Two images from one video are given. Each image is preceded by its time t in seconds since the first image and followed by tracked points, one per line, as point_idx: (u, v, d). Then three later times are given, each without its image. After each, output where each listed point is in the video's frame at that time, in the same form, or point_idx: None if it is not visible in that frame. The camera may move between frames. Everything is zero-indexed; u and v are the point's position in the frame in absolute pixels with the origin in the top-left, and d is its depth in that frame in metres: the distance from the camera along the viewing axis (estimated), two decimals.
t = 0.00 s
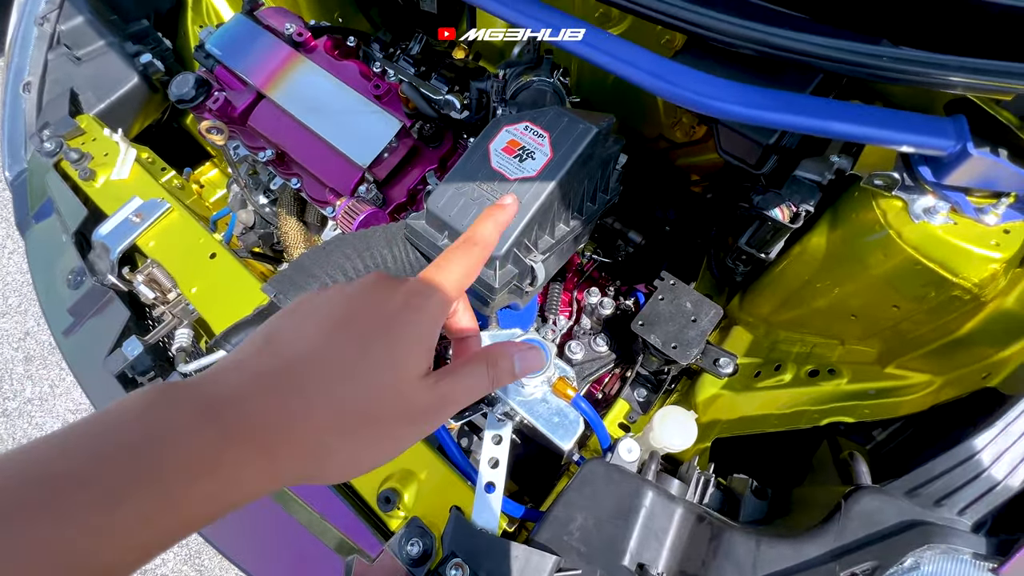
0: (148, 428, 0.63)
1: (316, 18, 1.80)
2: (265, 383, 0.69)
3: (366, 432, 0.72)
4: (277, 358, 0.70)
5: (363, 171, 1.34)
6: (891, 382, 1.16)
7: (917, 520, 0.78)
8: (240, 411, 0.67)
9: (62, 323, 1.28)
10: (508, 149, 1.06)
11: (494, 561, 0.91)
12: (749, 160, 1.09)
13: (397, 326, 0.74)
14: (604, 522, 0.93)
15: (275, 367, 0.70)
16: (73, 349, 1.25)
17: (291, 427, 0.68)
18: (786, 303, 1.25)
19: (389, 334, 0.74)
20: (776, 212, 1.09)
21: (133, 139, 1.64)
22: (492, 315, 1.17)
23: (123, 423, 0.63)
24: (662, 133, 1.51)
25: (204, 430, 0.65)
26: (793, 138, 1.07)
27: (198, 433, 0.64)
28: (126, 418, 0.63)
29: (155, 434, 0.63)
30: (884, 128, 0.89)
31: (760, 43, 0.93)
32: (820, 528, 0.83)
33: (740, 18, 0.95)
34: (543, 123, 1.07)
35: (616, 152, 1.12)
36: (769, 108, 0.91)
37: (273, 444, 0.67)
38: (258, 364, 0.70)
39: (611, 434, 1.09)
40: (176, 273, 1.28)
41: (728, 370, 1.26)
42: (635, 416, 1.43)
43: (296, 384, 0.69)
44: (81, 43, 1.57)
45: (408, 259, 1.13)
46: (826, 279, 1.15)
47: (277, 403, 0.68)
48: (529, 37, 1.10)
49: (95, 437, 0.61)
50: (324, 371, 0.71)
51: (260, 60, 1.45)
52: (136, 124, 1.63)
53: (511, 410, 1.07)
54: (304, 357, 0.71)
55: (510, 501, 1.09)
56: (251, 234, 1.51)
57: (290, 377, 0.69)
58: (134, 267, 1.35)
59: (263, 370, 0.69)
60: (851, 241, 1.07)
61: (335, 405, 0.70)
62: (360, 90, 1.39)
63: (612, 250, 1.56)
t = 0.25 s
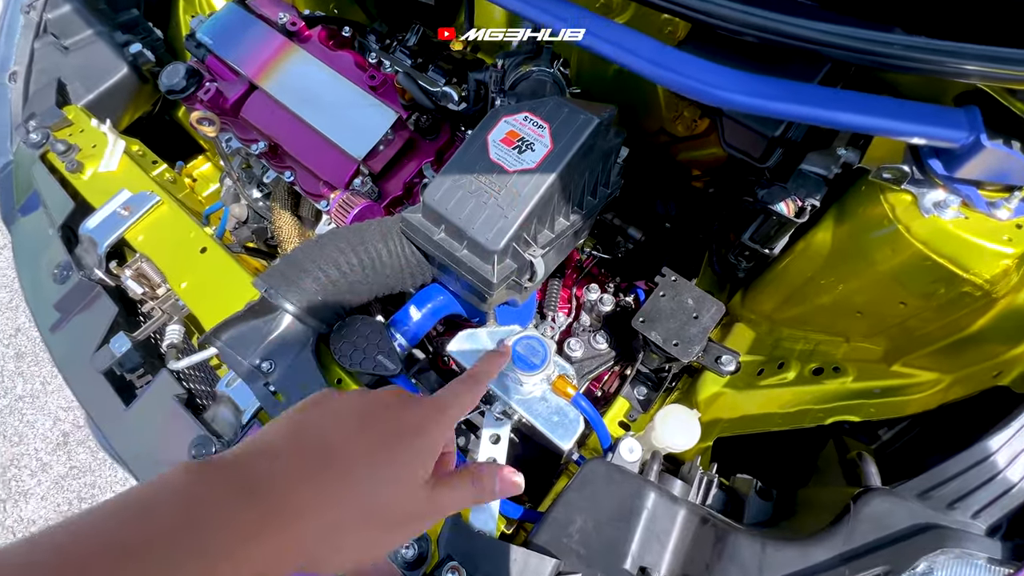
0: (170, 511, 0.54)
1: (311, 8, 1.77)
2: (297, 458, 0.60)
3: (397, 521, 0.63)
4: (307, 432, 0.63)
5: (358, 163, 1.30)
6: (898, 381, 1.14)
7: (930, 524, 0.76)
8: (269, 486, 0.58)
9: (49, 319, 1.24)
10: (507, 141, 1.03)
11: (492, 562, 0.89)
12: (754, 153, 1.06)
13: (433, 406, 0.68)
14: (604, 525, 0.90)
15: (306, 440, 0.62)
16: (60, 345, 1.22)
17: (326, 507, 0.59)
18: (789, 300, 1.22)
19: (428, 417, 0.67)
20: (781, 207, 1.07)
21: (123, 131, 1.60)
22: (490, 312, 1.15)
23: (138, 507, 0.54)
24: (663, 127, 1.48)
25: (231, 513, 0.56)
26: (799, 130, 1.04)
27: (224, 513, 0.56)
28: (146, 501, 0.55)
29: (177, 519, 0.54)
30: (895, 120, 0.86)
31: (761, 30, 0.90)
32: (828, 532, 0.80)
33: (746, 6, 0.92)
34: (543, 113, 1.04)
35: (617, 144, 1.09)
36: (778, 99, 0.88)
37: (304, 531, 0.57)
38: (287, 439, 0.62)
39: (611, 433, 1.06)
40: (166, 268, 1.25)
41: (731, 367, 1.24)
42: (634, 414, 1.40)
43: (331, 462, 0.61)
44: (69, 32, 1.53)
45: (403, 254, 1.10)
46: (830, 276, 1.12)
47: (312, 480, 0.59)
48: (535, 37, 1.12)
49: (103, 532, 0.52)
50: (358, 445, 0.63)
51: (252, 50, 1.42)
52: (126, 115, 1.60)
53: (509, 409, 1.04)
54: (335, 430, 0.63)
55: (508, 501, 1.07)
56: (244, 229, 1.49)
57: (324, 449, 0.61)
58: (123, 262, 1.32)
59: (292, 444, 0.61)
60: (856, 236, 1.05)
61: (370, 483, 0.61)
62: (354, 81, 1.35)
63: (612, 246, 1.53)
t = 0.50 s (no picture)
0: (149, 552, 0.48)
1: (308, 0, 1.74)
2: (276, 501, 0.56)
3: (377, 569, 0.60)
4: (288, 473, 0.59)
5: (355, 156, 1.28)
6: (904, 376, 1.13)
7: (939, 521, 0.75)
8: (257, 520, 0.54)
9: (40, 314, 1.22)
10: (508, 131, 1.01)
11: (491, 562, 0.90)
12: (758, 146, 1.04)
13: (412, 456, 0.67)
14: (607, 522, 0.88)
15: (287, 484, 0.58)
16: (51, 341, 1.20)
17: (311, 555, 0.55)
18: (791, 296, 1.21)
19: (408, 465, 0.65)
20: (785, 199, 1.03)
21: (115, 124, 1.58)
22: (490, 307, 1.14)
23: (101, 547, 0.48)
24: (664, 121, 1.47)
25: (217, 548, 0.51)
26: (806, 123, 1.01)
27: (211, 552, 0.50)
28: (117, 538, 0.49)
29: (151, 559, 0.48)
30: (904, 110, 0.84)
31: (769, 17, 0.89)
32: (834, 529, 0.78)
33: None
34: (545, 103, 1.02)
35: (620, 136, 1.07)
36: (785, 89, 0.86)
37: None
38: (267, 478, 0.58)
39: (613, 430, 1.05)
40: (159, 261, 1.23)
41: (733, 364, 1.23)
42: (635, 411, 1.38)
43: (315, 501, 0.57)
44: (60, 22, 1.51)
45: (401, 247, 1.09)
46: (833, 271, 1.11)
47: (293, 523, 0.55)
48: (536, 37, 1.11)
49: (70, 573, 0.46)
50: (340, 488, 0.60)
51: (247, 40, 1.39)
52: (119, 107, 1.57)
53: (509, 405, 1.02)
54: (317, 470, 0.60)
55: (508, 499, 1.04)
56: (240, 223, 1.45)
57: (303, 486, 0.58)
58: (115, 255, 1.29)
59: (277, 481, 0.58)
60: (860, 230, 1.03)
61: (352, 531, 0.58)
62: (351, 72, 1.33)
63: (611, 242, 1.51)
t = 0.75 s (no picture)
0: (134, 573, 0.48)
1: None
2: (271, 522, 0.55)
3: None
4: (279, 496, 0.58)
5: (356, 150, 1.26)
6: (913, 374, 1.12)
7: (957, 521, 0.73)
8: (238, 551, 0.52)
9: (33, 311, 1.19)
10: (513, 124, 0.99)
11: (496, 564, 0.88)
12: (765, 140, 1.01)
13: (418, 471, 0.65)
14: (615, 523, 0.87)
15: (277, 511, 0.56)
16: (44, 339, 1.17)
17: None
18: (797, 293, 1.19)
19: (412, 482, 0.63)
20: (794, 194, 1.02)
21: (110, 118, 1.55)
22: (494, 304, 1.12)
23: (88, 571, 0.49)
24: (667, 117, 1.44)
25: None
26: (814, 117, 0.98)
27: None
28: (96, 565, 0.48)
29: None
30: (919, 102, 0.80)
31: (780, 8, 0.87)
32: (849, 529, 0.77)
33: None
34: (551, 95, 1.00)
35: (626, 129, 1.05)
36: (795, 80, 0.82)
37: None
38: (258, 499, 0.57)
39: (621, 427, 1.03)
40: (156, 258, 1.20)
41: (738, 361, 1.21)
42: (639, 409, 1.37)
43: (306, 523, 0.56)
44: (54, 13, 1.48)
45: (404, 242, 1.07)
46: (840, 268, 1.09)
47: (287, 545, 0.54)
48: (536, 35, 1.10)
49: None
50: (334, 508, 0.58)
51: (245, 32, 1.37)
52: (113, 101, 1.54)
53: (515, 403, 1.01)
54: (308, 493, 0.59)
55: (513, 498, 1.03)
56: (237, 220, 1.42)
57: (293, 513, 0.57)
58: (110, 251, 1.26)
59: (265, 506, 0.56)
60: (870, 225, 1.01)
61: (349, 552, 0.57)
62: (352, 65, 1.31)
63: (613, 239, 1.49)
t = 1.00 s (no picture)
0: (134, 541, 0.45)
1: None
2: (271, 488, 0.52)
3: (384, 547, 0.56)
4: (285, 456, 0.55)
5: (360, 146, 1.26)
6: (915, 369, 1.12)
7: (962, 513, 0.74)
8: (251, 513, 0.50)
9: (35, 307, 1.19)
10: (518, 120, 0.99)
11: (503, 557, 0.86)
12: (768, 137, 1.02)
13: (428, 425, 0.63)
14: (620, 517, 0.87)
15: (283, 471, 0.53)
16: (45, 335, 1.17)
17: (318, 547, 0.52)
18: (798, 291, 1.20)
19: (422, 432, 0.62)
20: (797, 190, 1.03)
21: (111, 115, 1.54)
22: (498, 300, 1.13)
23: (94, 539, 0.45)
24: (669, 114, 1.45)
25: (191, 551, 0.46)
26: (817, 114, 0.98)
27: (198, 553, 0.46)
28: (98, 526, 0.46)
29: (142, 545, 0.45)
30: (923, 99, 0.81)
31: (784, 4, 0.87)
32: (854, 522, 0.78)
33: None
34: (556, 92, 1.01)
35: (630, 126, 1.06)
36: (801, 76, 0.82)
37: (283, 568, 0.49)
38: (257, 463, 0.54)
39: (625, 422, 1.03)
40: (158, 254, 1.19)
41: (741, 357, 1.21)
42: (640, 406, 1.38)
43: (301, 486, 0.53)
44: (54, 9, 1.48)
45: (408, 237, 1.07)
46: (841, 265, 1.10)
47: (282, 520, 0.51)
48: (537, 35, 1.10)
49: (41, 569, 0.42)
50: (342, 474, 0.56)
51: (247, 28, 1.37)
52: (114, 98, 1.53)
53: (520, 399, 1.00)
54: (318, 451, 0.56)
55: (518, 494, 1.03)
56: (239, 216, 1.43)
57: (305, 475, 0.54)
58: (113, 247, 1.27)
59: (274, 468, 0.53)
60: (872, 222, 1.02)
61: (364, 499, 0.56)
62: (355, 61, 1.31)
63: (614, 237, 1.49)
